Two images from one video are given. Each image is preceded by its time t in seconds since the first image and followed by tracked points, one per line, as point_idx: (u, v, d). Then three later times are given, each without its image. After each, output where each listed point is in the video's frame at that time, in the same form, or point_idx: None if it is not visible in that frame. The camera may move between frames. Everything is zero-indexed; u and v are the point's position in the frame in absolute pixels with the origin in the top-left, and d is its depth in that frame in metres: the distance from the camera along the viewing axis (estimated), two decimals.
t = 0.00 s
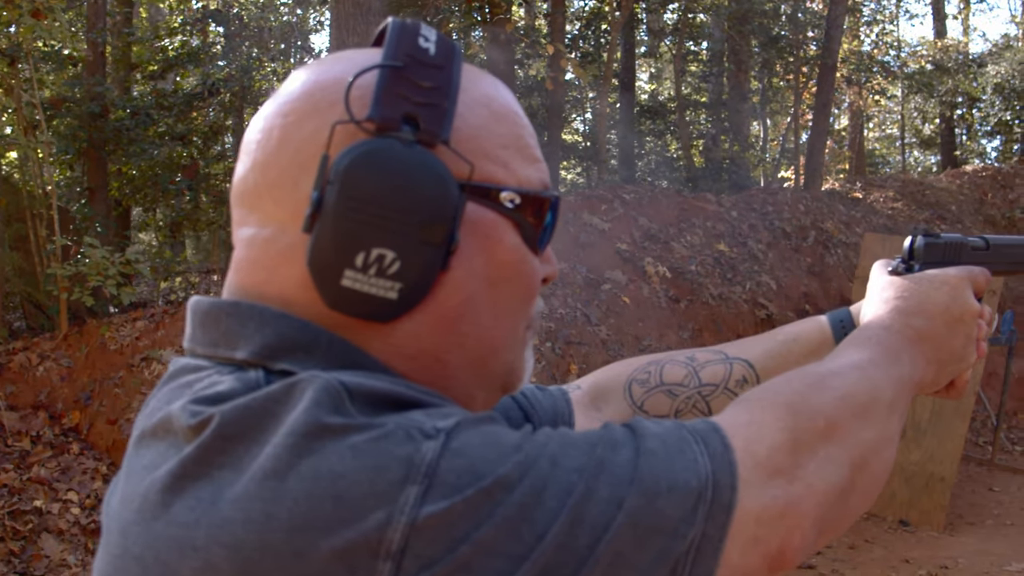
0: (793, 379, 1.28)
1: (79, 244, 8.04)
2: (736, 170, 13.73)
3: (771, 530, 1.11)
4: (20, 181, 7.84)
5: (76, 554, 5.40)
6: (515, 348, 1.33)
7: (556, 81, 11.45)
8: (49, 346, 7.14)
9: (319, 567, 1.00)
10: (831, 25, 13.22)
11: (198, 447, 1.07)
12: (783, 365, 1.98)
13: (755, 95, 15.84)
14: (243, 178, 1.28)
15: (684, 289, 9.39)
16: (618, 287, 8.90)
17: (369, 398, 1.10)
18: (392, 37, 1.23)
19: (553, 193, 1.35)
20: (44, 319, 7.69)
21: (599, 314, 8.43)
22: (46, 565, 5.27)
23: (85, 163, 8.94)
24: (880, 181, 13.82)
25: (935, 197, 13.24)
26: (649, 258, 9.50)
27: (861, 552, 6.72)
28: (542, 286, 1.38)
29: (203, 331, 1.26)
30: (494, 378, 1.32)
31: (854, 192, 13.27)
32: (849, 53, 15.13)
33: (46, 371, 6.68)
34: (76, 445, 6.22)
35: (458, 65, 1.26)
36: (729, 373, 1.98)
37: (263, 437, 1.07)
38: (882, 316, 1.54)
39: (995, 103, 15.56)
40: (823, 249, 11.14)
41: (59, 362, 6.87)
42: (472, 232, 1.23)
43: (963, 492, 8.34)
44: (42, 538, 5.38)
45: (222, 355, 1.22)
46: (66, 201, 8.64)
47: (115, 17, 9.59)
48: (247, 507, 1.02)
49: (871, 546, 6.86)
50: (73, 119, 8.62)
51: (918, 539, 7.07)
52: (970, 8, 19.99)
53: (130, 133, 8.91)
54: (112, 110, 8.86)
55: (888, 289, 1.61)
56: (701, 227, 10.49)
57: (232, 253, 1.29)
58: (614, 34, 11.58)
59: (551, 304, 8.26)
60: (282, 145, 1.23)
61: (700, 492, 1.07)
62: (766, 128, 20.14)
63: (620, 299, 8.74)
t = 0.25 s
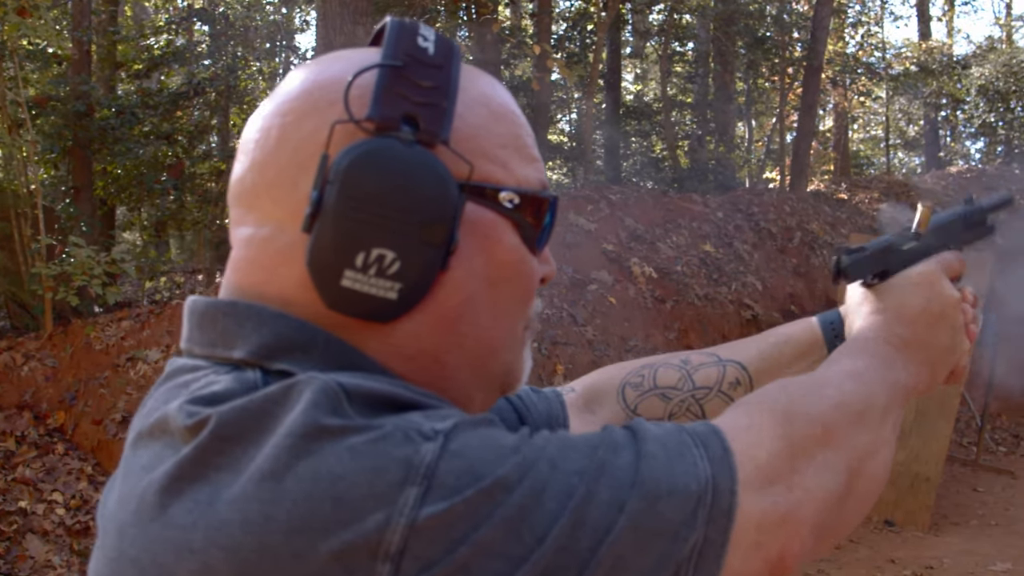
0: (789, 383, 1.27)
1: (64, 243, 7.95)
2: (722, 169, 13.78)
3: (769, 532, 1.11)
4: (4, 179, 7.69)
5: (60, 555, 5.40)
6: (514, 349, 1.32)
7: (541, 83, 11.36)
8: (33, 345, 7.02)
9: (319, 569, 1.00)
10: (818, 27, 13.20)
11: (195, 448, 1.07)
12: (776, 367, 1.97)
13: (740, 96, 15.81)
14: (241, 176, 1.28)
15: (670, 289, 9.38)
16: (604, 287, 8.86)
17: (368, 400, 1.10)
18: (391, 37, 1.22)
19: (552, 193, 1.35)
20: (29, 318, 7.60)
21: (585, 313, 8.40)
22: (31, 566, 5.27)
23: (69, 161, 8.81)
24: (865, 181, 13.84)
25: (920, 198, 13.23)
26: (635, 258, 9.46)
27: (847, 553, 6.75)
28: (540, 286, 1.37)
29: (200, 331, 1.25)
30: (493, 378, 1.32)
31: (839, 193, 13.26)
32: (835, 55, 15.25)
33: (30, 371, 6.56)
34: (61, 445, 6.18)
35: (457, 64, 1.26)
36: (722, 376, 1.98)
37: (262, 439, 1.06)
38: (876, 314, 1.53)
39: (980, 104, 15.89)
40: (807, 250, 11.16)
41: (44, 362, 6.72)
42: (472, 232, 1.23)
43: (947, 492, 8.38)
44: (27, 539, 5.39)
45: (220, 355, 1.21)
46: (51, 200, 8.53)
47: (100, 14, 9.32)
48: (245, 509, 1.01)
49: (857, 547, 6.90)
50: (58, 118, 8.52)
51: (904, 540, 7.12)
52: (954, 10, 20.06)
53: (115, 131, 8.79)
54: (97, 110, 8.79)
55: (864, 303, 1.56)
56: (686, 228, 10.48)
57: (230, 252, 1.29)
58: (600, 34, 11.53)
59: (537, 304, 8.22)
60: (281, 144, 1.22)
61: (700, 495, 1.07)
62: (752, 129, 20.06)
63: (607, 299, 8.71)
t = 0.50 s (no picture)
0: (774, 367, 1.27)
1: (47, 242, 7.85)
2: (706, 170, 13.79)
3: (755, 526, 1.10)
4: None
5: (43, 556, 5.35)
6: (507, 352, 1.32)
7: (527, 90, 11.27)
8: (16, 346, 7.01)
9: None
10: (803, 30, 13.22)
11: (181, 456, 1.06)
12: (758, 354, 1.97)
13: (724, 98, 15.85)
14: (234, 176, 1.27)
15: (654, 289, 9.39)
16: (588, 287, 8.85)
17: (356, 405, 1.09)
18: (386, 37, 1.22)
19: (545, 194, 1.34)
20: (10, 319, 7.42)
21: (569, 313, 8.41)
22: (13, 566, 5.22)
23: (52, 161, 8.64)
24: (848, 182, 13.93)
25: (902, 199, 13.22)
26: (619, 259, 9.46)
27: (831, 552, 6.76)
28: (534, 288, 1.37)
29: (188, 335, 1.24)
30: (486, 381, 1.31)
31: (822, 194, 13.20)
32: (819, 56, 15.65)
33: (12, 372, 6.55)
34: (44, 445, 6.15)
35: (453, 66, 1.25)
36: (704, 364, 1.97)
37: (250, 445, 1.05)
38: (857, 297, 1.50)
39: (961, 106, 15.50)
40: (791, 250, 11.18)
41: (26, 363, 6.77)
42: (465, 234, 1.22)
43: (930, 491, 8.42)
44: (9, 540, 5.33)
45: (207, 359, 1.20)
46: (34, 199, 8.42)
47: (83, 13, 9.13)
48: (234, 519, 1.01)
49: (842, 545, 6.90)
50: (41, 117, 8.33)
51: (886, 538, 7.15)
52: (937, 11, 20.14)
53: (99, 130, 8.65)
54: (81, 108, 8.68)
55: (855, 273, 1.56)
56: (670, 229, 10.49)
57: (222, 251, 1.28)
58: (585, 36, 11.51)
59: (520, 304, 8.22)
60: (274, 143, 1.21)
61: (686, 492, 1.06)
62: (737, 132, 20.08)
63: (591, 300, 8.72)
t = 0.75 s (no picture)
0: (774, 358, 1.28)
1: (29, 242, 7.82)
2: (690, 171, 13.61)
3: (757, 508, 1.11)
4: None
5: (28, 556, 5.31)
6: (498, 351, 1.33)
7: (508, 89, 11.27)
8: None
9: (308, 561, 0.99)
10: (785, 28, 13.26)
11: (176, 450, 1.06)
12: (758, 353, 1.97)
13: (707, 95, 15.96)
14: (222, 176, 1.27)
15: (639, 289, 9.41)
16: (573, 287, 8.87)
17: (349, 392, 1.09)
18: (376, 35, 1.22)
19: (535, 193, 1.35)
20: None
21: (555, 313, 8.44)
22: None
23: (34, 161, 8.52)
24: (833, 182, 13.78)
25: (885, 200, 13.19)
26: (604, 258, 9.47)
27: (816, 551, 6.84)
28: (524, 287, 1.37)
29: (176, 334, 1.23)
30: (477, 379, 1.32)
31: (805, 194, 13.09)
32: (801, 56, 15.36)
33: None
34: (28, 445, 6.16)
35: (442, 64, 1.25)
36: (705, 363, 1.98)
37: (245, 434, 1.05)
38: (854, 296, 1.52)
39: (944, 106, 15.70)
40: (775, 250, 11.20)
41: (9, 362, 6.75)
42: (455, 233, 1.23)
43: (915, 490, 8.46)
44: None
45: (198, 358, 1.20)
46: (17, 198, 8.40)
47: (68, 13, 9.31)
48: (231, 507, 1.01)
49: (827, 544, 6.98)
50: (24, 116, 8.16)
51: (870, 537, 7.21)
52: (919, 11, 20.26)
53: (81, 129, 8.49)
54: (63, 107, 8.48)
55: (858, 273, 1.58)
56: (655, 228, 10.51)
57: (210, 251, 1.28)
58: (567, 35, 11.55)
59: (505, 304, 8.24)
60: (263, 145, 1.21)
61: (683, 473, 1.07)
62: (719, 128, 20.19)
63: (576, 300, 8.74)
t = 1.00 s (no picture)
0: (767, 372, 1.29)
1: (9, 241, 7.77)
2: (672, 169, 13.45)
3: (748, 523, 1.12)
4: None
5: (10, 558, 5.32)
6: (489, 349, 1.33)
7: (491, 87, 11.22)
8: None
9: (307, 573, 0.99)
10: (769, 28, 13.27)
11: (174, 453, 1.05)
12: (745, 360, 1.96)
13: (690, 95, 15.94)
14: (212, 177, 1.26)
15: (623, 289, 9.42)
16: (556, 287, 8.89)
17: (349, 400, 1.09)
18: (363, 33, 1.22)
19: (526, 189, 1.35)
20: None
21: (538, 312, 8.49)
22: None
23: (15, 160, 8.45)
24: (816, 181, 13.74)
25: (869, 200, 13.13)
26: (588, 258, 9.46)
27: (801, 550, 6.89)
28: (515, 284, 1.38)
29: (174, 334, 1.23)
30: (469, 378, 1.32)
31: (788, 194, 13.08)
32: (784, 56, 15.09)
33: None
34: (11, 447, 6.22)
35: (431, 62, 1.25)
36: (692, 369, 1.98)
37: (244, 440, 1.05)
38: (842, 308, 1.53)
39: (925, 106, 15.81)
40: (758, 250, 11.20)
41: None
42: (446, 231, 1.23)
43: (897, 489, 8.51)
44: None
45: (195, 359, 1.19)
46: None
47: (49, 11, 9.14)
48: (231, 511, 1.00)
49: (811, 544, 7.04)
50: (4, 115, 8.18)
51: (854, 535, 7.25)
52: (901, 12, 20.39)
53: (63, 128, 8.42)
54: (45, 107, 8.47)
55: (846, 281, 1.59)
56: (638, 228, 10.51)
57: (201, 252, 1.27)
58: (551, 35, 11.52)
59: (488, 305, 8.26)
60: (253, 144, 1.21)
61: (680, 488, 1.07)
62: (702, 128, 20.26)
63: (559, 300, 8.76)
